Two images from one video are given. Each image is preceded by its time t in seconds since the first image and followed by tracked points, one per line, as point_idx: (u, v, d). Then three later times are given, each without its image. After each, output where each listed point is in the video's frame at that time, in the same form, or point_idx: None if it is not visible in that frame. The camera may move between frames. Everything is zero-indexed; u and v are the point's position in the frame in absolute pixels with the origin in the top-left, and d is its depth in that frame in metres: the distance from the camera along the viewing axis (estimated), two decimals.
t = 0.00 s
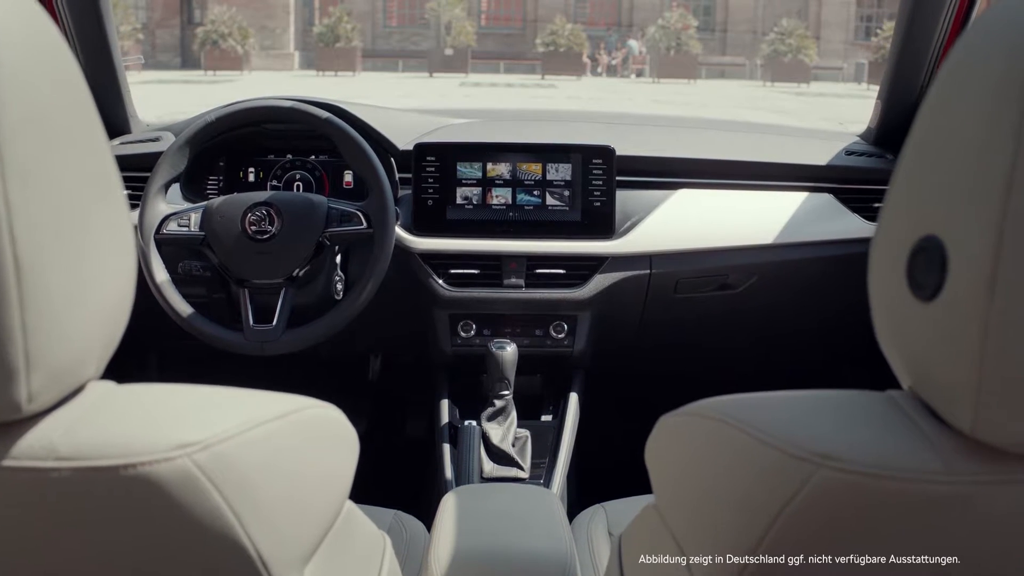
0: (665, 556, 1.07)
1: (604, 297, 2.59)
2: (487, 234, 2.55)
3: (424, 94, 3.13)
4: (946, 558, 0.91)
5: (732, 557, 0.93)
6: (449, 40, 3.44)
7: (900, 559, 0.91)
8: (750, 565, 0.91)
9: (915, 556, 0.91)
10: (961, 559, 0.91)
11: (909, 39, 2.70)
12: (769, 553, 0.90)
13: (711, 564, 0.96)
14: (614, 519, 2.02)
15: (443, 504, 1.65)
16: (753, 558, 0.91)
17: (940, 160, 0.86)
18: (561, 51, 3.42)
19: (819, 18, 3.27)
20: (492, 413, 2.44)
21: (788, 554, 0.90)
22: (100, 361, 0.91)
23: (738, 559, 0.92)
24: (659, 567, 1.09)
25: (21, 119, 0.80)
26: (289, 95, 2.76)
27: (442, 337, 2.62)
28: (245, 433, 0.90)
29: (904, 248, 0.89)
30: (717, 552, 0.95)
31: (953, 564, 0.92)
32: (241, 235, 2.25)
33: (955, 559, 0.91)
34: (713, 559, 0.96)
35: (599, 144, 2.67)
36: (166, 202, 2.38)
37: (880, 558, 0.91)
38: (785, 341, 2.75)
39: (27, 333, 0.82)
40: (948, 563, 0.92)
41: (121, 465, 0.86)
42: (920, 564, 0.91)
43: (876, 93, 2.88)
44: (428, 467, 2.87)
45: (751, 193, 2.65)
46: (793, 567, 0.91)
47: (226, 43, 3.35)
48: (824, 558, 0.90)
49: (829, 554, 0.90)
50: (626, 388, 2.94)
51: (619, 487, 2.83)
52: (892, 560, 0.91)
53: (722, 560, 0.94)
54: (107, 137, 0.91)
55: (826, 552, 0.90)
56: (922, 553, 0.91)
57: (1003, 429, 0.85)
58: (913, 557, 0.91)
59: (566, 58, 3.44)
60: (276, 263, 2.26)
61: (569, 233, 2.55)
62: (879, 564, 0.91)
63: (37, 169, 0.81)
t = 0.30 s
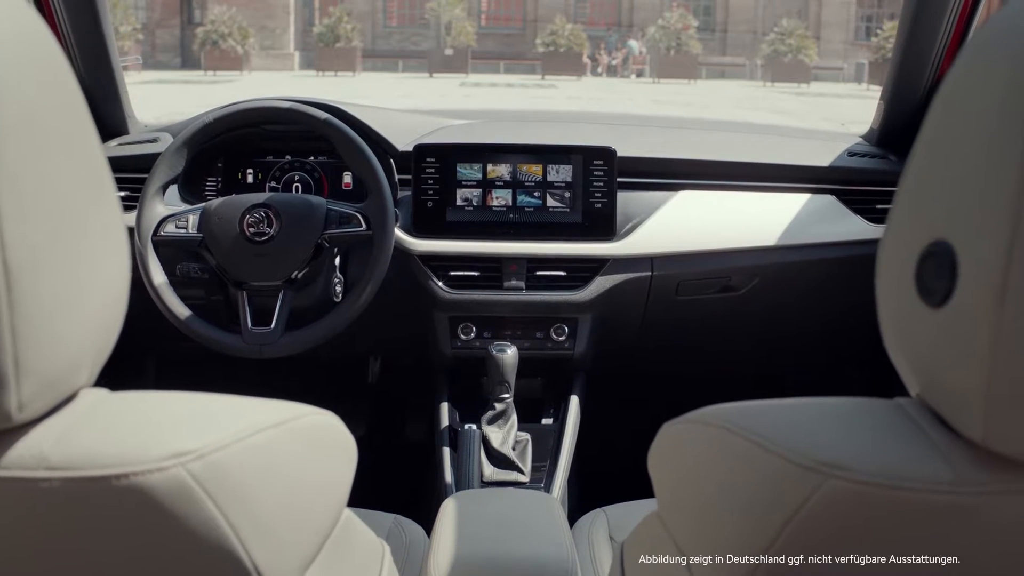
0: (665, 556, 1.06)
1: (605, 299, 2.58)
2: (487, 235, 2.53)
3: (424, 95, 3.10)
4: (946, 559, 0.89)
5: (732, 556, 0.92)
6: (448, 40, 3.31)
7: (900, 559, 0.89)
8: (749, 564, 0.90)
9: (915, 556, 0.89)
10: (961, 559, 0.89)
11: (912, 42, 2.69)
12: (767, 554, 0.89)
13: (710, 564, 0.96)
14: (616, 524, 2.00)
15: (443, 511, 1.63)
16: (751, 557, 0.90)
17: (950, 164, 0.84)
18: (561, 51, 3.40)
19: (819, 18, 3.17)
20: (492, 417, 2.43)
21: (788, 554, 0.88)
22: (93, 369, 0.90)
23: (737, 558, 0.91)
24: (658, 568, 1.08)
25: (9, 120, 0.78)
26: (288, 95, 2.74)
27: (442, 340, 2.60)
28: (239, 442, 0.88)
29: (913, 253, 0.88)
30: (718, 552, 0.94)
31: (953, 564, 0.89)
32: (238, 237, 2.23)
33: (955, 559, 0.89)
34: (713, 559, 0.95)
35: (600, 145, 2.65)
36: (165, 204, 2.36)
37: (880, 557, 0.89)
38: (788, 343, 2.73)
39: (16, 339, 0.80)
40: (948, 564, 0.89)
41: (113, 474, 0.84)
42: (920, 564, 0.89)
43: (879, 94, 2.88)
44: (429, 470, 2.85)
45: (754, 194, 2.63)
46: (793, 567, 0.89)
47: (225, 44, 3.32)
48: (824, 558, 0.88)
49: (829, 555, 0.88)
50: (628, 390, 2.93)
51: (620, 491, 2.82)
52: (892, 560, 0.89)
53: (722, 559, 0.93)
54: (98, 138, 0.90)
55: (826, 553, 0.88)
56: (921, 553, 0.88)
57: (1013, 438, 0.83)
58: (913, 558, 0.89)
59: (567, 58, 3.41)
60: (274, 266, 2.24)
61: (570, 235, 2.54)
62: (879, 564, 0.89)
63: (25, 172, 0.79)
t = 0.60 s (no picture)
0: (665, 556, 1.06)
1: (605, 301, 2.56)
2: (487, 236, 2.52)
3: (423, 96, 3.06)
4: (946, 558, 0.86)
5: (732, 557, 0.91)
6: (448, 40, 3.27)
7: (899, 558, 0.86)
8: (754, 564, 0.88)
9: (915, 556, 0.86)
10: (961, 559, 0.86)
11: (915, 44, 2.67)
12: (766, 554, 0.87)
13: (710, 564, 0.95)
14: (617, 528, 1.99)
15: (443, 516, 1.61)
16: (752, 557, 0.89)
17: (958, 168, 0.83)
18: (562, 52, 3.29)
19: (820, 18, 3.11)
20: (493, 420, 2.40)
21: (787, 554, 0.86)
22: (86, 376, 0.88)
23: (738, 559, 0.91)
24: (657, 567, 1.08)
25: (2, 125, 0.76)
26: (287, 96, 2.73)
27: (441, 343, 2.59)
28: (236, 451, 0.87)
29: (920, 259, 0.86)
30: (718, 552, 0.93)
31: (953, 564, 0.86)
32: (236, 239, 2.22)
33: (954, 559, 0.86)
34: (712, 559, 0.95)
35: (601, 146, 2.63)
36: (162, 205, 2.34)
37: (880, 557, 0.86)
38: (790, 345, 2.72)
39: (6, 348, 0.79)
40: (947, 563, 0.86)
41: (107, 483, 0.83)
42: (920, 564, 0.86)
43: (881, 93, 2.87)
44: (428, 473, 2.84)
45: (757, 196, 2.61)
46: (794, 567, 0.87)
47: (227, 43, 3.12)
48: (824, 558, 0.86)
49: (829, 555, 0.86)
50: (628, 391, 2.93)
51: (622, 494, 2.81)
52: (892, 560, 0.86)
53: (722, 560, 0.93)
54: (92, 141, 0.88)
55: (825, 552, 0.86)
56: (921, 552, 0.86)
57: None
58: (912, 557, 0.86)
59: (568, 59, 3.31)
60: (272, 268, 2.22)
61: (571, 236, 2.52)
62: (879, 564, 0.87)
63: (17, 177, 0.77)
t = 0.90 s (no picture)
0: (665, 556, 1.06)
1: (606, 303, 2.54)
2: (487, 238, 2.49)
3: (422, 97, 3.02)
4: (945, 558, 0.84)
5: (732, 557, 0.90)
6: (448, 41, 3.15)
7: (900, 559, 0.84)
8: (760, 565, 0.87)
9: (914, 556, 0.84)
10: (961, 559, 0.84)
11: (917, 46, 2.66)
12: (768, 553, 0.86)
13: (710, 564, 0.94)
14: (618, 531, 1.97)
15: (443, 522, 1.60)
16: (754, 558, 0.88)
17: (970, 172, 0.81)
18: (562, 52, 3.14)
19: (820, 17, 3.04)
20: (492, 423, 2.39)
21: (787, 554, 0.85)
22: (76, 384, 0.87)
23: (738, 559, 0.90)
24: (657, 567, 1.07)
25: None
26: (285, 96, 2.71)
27: (441, 345, 2.57)
28: (230, 460, 0.85)
29: (931, 265, 0.84)
30: (719, 553, 0.92)
31: (953, 564, 0.84)
32: (235, 241, 2.19)
33: (955, 559, 0.84)
34: (713, 559, 0.94)
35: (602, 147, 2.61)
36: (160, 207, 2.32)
37: (880, 557, 0.84)
38: (791, 347, 2.71)
39: None
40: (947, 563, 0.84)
41: (99, 494, 0.81)
42: (919, 564, 0.84)
43: (883, 94, 2.85)
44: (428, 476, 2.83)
45: (759, 198, 2.58)
46: (793, 567, 0.85)
47: (227, 44, 3.02)
48: (824, 558, 0.84)
49: (829, 555, 0.84)
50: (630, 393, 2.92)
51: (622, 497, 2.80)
52: (892, 560, 0.84)
53: (722, 559, 0.92)
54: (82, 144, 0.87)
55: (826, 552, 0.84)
56: (920, 552, 0.84)
57: None
58: (912, 558, 0.84)
59: (569, 59, 3.16)
60: (270, 270, 2.20)
61: (571, 238, 2.50)
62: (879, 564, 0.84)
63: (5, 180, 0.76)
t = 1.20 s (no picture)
0: (665, 556, 1.06)
1: (606, 306, 2.52)
2: (487, 240, 2.48)
3: (423, 103, 2.95)
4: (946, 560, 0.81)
5: (732, 556, 0.90)
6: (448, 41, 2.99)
7: (899, 558, 0.81)
8: (763, 565, 0.85)
9: (915, 556, 0.81)
10: (962, 559, 0.81)
11: (921, 45, 2.65)
12: (768, 554, 0.85)
13: (711, 564, 0.94)
14: (620, 536, 1.96)
15: (443, 527, 1.58)
16: (752, 558, 0.87)
17: (978, 176, 0.80)
18: (561, 52, 2.97)
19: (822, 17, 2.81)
20: (493, 426, 2.38)
21: (788, 554, 0.83)
22: (68, 392, 0.88)
23: (737, 558, 0.89)
24: (658, 567, 1.08)
25: None
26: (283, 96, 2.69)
27: (441, 348, 2.55)
28: (223, 469, 0.84)
29: (940, 271, 0.83)
30: (720, 552, 0.92)
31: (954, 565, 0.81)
32: (232, 244, 2.18)
33: (955, 559, 0.81)
34: (713, 558, 0.93)
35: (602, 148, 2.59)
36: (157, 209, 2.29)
37: (880, 558, 0.81)
38: (792, 349, 2.70)
39: None
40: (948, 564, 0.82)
41: (90, 505, 0.79)
42: (920, 565, 0.82)
43: (885, 93, 2.86)
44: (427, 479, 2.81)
45: (761, 200, 2.56)
46: (794, 567, 0.83)
47: (226, 44, 2.91)
48: (824, 558, 0.82)
49: (829, 555, 0.82)
50: (631, 396, 2.90)
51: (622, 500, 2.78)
52: (893, 560, 0.81)
53: (721, 559, 0.92)
54: (75, 153, 0.89)
55: (826, 552, 0.82)
56: (923, 555, 0.81)
57: None
58: (913, 558, 0.81)
59: (569, 59, 2.99)
60: (268, 272, 2.18)
61: (572, 240, 2.48)
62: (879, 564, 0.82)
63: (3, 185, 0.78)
